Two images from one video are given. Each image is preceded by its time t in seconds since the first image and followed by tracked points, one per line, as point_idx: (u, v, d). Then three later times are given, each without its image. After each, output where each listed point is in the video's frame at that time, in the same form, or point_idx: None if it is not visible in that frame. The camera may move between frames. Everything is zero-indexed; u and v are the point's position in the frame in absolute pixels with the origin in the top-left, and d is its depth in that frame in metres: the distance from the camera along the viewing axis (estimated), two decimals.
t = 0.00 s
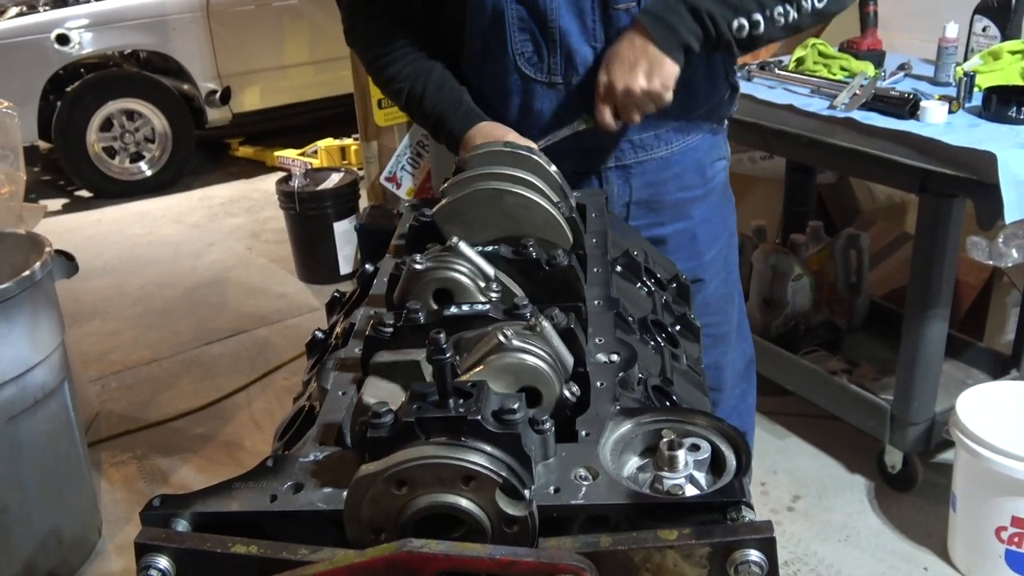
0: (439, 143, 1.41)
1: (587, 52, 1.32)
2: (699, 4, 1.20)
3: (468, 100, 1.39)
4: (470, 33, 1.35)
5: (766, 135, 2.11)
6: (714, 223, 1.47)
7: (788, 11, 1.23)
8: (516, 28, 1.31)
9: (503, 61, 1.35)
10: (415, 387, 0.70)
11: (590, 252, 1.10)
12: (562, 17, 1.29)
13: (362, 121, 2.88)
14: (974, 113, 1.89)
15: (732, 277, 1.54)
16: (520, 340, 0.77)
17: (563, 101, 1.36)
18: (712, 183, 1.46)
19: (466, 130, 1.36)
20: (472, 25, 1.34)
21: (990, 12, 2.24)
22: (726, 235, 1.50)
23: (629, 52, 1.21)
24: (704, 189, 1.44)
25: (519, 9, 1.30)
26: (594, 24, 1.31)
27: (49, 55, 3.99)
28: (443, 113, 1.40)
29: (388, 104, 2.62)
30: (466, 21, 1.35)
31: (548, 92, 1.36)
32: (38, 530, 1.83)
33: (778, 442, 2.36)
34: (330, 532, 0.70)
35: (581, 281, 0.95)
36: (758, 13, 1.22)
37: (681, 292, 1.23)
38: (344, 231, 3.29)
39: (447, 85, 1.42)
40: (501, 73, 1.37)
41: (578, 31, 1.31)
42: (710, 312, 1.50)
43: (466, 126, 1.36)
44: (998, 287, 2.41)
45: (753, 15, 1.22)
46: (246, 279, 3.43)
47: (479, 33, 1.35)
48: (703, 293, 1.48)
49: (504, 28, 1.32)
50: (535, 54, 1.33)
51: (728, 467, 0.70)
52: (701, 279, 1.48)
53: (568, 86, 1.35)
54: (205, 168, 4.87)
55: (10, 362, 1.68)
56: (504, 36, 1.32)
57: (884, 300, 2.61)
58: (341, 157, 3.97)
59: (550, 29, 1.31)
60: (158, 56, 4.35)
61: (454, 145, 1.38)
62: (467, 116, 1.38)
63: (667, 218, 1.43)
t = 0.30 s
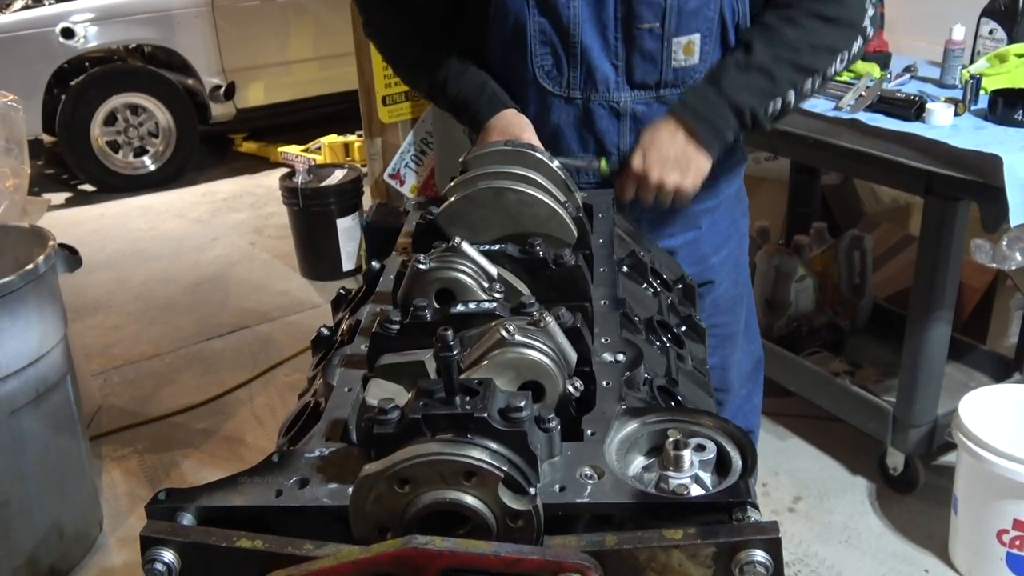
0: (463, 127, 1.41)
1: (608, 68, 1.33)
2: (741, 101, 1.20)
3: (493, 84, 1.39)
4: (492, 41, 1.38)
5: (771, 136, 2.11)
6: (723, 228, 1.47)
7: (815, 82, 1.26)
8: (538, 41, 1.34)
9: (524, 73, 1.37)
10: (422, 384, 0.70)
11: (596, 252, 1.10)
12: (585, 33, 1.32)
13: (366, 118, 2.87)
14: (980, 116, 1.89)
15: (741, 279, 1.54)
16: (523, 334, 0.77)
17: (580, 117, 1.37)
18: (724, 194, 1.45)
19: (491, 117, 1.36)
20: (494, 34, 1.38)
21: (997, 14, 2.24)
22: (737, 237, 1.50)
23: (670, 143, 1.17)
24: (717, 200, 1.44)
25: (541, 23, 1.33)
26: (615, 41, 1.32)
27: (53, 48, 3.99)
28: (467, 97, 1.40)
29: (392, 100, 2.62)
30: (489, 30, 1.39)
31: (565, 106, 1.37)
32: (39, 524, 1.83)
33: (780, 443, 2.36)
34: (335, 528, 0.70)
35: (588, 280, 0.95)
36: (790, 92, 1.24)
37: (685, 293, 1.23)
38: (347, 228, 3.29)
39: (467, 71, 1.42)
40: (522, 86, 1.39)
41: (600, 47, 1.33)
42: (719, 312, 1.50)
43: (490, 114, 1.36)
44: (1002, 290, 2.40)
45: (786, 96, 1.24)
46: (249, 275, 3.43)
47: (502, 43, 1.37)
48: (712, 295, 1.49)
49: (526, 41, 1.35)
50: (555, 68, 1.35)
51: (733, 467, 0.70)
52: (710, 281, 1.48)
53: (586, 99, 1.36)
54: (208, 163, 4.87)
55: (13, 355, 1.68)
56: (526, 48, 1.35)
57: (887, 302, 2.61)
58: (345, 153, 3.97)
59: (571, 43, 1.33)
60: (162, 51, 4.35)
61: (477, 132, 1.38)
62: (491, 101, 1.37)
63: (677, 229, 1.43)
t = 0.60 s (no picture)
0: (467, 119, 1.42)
1: (607, 85, 1.34)
2: (678, 209, 1.23)
3: (502, 82, 1.40)
4: (501, 42, 1.39)
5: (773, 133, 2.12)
6: (731, 228, 1.47)
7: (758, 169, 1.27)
8: (544, 47, 1.34)
9: (528, 77, 1.38)
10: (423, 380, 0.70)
11: (598, 248, 1.10)
12: (587, 49, 1.31)
13: (368, 115, 2.87)
14: (982, 113, 1.89)
15: (751, 278, 1.54)
16: (525, 330, 0.77)
17: (581, 123, 1.39)
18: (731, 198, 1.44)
19: (495, 113, 1.36)
20: (503, 33, 1.37)
21: (999, 12, 2.23)
22: (747, 236, 1.50)
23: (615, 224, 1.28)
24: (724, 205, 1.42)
25: (547, 30, 1.32)
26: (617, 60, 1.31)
27: (55, 45, 3.99)
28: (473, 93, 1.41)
29: (394, 98, 2.57)
30: (501, 27, 1.39)
31: (568, 110, 1.39)
32: (40, 521, 1.83)
33: (781, 440, 2.36)
34: (335, 522, 0.70)
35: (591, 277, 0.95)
36: (731, 186, 1.26)
37: (687, 289, 1.23)
38: (348, 224, 3.29)
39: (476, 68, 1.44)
40: (527, 90, 1.40)
41: (601, 63, 1.33)
42: (726, 310, 1.50)
43: (496, 110, 1.36)
44: (1003, 288, 2.40)
45: (727, 190, 1.26)
46: (250, 272, 3.43)
47: (512, 43, 1.38)
48: (720, 293, 1.49)
49: (532, 45, 1.34)
50: (559, 75, 1.36)
51: (735, 464, 0.70)
52: (718, 280, 1.48)
53: (585, 110, 1.37)
54: (210, 160, 4.87)
55: (14, 351, 1.68)
56: (531, 53, 1.35)
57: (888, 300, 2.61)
58: (346, 151, 3.97)
59: (575, 55, 1.32)
60: (164, 48, 4.35)
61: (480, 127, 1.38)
62: (497, 99, 1.38)
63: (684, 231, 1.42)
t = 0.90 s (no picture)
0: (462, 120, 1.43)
1: (620, 76, 1.34)
2: (739, 102, 1.16)
3: (497, 85, 1.41)
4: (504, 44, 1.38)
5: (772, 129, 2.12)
6: (738, 224, 1.47)
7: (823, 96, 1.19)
8: (552, 44, 1.34)
9: (537, 76, 1.38)
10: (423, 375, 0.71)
11: (601, 243, 1.10)
12: (598, 41, 1.31)
13: (367, 113, 2.87)
14: (980, 108, 1.89)
15: (754, 275, 1.54)
16: (475, 307, 0.79)
17: (592, 120, 1.39)
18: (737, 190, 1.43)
19: (491, 115, 1.36)
20: (508, 34, 1.37)
21: (998, 6, 2.23)
22: (752, 233, 1.50)
23: (668, 135, 1.17)
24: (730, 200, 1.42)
25: (555, 27, 1.32)
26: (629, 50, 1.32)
27: (54, 45, 3.99)
28: (470, 96, 1.41)
29: (393, 96, 2.57)
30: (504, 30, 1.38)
31: (579, 108, 1.38)
32: (43, 521, 1.83)
33: (781, 436, 2.36)
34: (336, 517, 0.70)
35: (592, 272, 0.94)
36: (794, 101, 1.18)
37: (691, 284, 1.24)
38: (348, 223, 3.29)
39: (472, 71, 1.44)
40: (535, 89, 1.40)
41: (613, 55, 1.33)
42: (730, 307, 1.50)
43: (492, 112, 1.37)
44: (1003, 282, 2.40)
45: (788, 105, 1.18)
46: (250, 271, 3.43)
47: (515, 44, 1.37)
48: (725, 290, 1.49)
49: (539, 43, 1.34)
50: (568, 72, 1.35)
51: (736, 458, 0.70)
52: (724, 277, 1.48)
53: (598, 106, 1.37)
54: (210, 159, 4.87)
55: (15, 351, 1.68)
56: (539, 51, 1.35)
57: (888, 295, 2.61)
58: (346, 149, 3.97)
59: (584, 50, 1.32)
60: (163, 47, 4.35)
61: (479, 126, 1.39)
62: (495, 101, 1.39)
63: (692, 228, 1.43)
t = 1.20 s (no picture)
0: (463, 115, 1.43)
1: (627, 63, 1.33)
2: (751, 50, 1.19)
3: (495, 78, 1.41)
4: (505, 41, 1.38)
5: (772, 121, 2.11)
6: (741, 215, 1.47)
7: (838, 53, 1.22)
8: (555, 38, 1.33)
9: (540, 70, 1.37)
10: (422, 362, 0.71)
11: (601, 233, 1.10)
12: (604, 31, 1.30)
13: (365, 107, 2.86)
14: (979, 98, 1.89)
15: (757, 265, 1.54)
16: (445, 296, 0.79)
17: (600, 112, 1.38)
18: (744, 176, 1.45)
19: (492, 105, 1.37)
20: (509, 29, 1.36)
21: None
22: (753, 223, 1.50)
23: (674, 82, 1.19)
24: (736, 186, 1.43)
25: (558, 20, 1.32)
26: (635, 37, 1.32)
27: (52, 39, 3.97)
28: (467, 87, 1.42)
29: (392, 88, 2.57)
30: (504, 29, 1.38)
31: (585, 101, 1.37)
32: (43, 514, 1.83)
33: (781, 427, 2.36)
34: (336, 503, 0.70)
35: (592, 262, 0.94)
36: (806, 56, 1.21)
37: (691, 274, 1.24)
38: (347, 217, 3.28)
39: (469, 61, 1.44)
40: (539, 81, 1.39)
41: (619, 43, 1.32)
42: (732, 297, 1.49)
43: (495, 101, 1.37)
44: (1003, 273, 2.40)
45: (799, 59, 1.21)
46: (249, 264, 3.43)
47: (519, 39, 1.36)
48: (728, 281, 1.48)
49: (543, 37, 1.34)
50: (572, 65, 1.35)
51: (736, 445, 0.71)
52: (727, 268, 1.48)
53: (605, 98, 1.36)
54: (208, 153, 4.87)
55: (13, 343, 1.68)
56: (543, 44, 1.34)
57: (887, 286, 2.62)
58: (344, 143, 3.97)
59: (589, 40, 1.31)
60: (161, 41, 4.34)
61: (480, 117, 1.39)
62: (492, 91, 1.39)
63: (697, 220, 1.43)
